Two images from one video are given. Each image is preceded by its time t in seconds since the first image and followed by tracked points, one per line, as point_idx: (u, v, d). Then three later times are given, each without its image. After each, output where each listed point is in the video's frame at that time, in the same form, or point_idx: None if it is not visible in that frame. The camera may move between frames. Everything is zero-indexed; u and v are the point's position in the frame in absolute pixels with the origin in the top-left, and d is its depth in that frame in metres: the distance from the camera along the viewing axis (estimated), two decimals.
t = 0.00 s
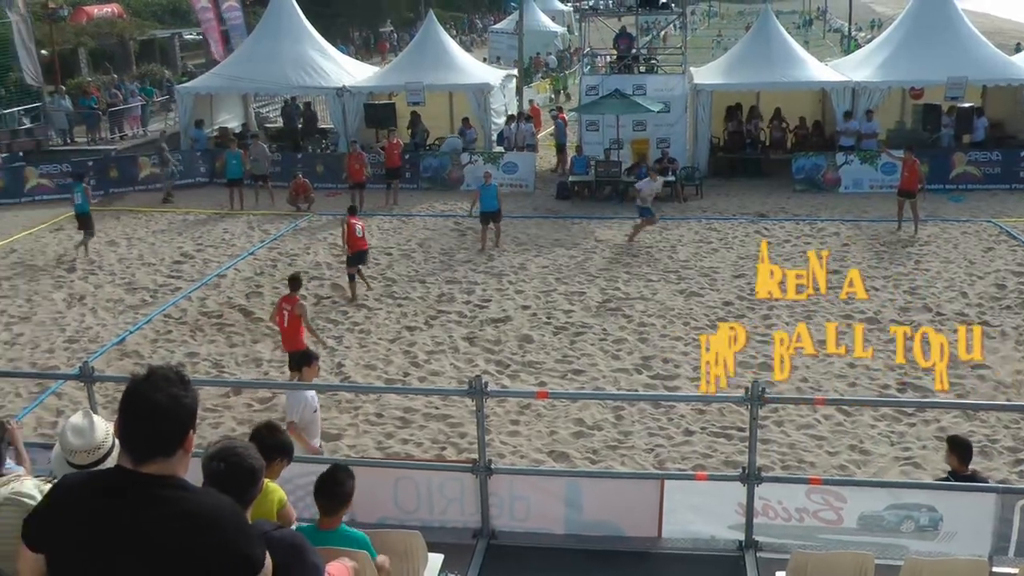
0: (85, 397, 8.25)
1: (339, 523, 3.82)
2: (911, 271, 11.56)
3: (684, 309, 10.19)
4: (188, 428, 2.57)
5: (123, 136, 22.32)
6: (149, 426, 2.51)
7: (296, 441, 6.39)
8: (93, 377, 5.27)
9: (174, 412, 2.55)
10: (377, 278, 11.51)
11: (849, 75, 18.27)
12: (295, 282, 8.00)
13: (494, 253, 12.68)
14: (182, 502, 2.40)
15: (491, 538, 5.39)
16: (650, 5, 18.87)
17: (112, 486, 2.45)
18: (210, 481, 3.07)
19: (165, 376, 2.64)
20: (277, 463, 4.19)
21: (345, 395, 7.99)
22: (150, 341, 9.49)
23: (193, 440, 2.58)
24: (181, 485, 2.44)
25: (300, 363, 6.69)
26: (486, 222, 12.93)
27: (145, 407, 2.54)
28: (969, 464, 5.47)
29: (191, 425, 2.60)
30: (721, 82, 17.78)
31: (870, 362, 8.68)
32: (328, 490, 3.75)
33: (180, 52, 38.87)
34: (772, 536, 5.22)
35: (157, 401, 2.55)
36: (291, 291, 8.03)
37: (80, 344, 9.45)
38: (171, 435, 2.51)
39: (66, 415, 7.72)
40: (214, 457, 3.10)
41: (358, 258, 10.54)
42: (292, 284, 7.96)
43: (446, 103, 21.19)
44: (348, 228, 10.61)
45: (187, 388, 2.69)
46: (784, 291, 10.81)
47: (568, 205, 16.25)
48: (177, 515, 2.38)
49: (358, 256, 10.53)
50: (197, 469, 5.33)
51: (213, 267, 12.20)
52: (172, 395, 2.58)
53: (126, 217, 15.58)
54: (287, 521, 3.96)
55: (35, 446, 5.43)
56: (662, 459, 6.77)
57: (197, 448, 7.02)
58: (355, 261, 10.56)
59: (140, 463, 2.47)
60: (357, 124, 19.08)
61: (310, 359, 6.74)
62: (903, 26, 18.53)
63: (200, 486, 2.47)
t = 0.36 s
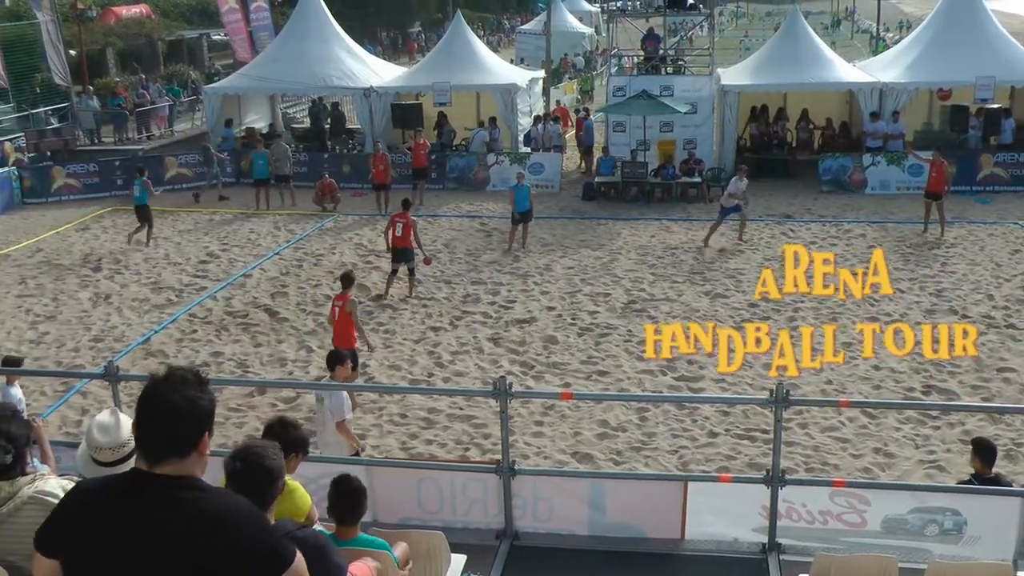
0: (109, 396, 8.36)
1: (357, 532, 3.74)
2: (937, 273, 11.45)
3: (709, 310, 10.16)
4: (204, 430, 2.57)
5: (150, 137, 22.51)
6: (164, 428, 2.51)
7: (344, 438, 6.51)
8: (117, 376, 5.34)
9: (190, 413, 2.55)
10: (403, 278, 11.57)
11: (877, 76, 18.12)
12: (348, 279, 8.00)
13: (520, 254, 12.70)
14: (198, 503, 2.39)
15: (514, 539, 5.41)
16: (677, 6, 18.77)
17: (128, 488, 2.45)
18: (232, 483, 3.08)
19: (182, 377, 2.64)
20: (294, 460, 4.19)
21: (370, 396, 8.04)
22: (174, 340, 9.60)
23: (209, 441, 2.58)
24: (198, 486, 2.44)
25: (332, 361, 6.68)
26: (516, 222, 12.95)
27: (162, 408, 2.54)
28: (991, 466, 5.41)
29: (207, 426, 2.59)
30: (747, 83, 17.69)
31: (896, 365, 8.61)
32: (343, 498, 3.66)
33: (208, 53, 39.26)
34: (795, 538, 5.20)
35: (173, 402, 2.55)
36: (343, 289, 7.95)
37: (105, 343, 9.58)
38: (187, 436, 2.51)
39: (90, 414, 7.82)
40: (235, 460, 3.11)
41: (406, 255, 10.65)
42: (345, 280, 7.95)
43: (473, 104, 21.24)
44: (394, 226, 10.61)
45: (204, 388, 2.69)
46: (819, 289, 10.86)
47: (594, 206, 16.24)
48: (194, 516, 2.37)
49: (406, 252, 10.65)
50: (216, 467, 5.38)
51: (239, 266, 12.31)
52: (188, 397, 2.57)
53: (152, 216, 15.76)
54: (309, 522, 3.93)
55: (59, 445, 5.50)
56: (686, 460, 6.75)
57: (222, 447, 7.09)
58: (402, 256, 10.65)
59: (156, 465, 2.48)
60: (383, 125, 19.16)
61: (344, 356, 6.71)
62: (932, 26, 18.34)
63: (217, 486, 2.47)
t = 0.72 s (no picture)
0: (118, 396, 8.41)
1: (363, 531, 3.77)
2: (947, 274, 11.42)
3: (719, 311, 10.16)
4: (207, 427, 2.59)
5: (160, 137, 22.57)
6: (165, 425, 2.53)
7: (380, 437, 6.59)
8: (127, 376, 5.37)
9: (191, 410, 2.57)
10: (412, 279, 11.60)
11: (886, 77, 18.08)
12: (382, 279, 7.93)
13: (530, 255, 12.71)
14: (200, 499, 2.41)
15: (523, 539, 5.42)
16: (687, 7, 18.77)
17: (132, 487, 2.49)
18: (242, 483, 3.11)
19: (186, 375, 2.66)
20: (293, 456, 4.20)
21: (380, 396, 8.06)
22: (183, 340, 9.64)
23: (212, 438, 2.60)
24: (200, 484, 2.45)
25: (350, 364, 6.54)
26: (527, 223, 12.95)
27: (165, 407, 2.57)
28: (1010, 465, 5.40)
29: (210, 424, 2.61)
30: (756, 84, 17.67)
31: (905, 366, 8.59)
32: (351, 496, 3.71)
33: (217, 54, 39.38)
34: (804, 540, 5.20)
35: (176, 400, 2.57)
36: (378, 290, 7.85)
37: (114, 343, 9.62)
38: (188, 432, 2.53)
39: (99, 414, 7.87)
40: (246, 459, 3.14)
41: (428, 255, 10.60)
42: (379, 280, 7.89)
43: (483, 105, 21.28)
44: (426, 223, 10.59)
45: (207, 386, 2.72)
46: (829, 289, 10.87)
47: (603, 207, 16.24)
48: (196, 512, 2.39)
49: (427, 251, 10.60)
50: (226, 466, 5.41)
51: (248, 267, 12.35)
52: (189, 393, 2.60)
53: (162, 216, 15.84)
54: (313, 521, 3.93)
55: (69, 446, 5.53)
56: (695, 461, 6.75)
57: (231, 447, 7.12)
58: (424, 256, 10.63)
59: (159, 463, 2.50)
60: (393, 125, 19.20)
61: (364, 357, 6.61)
62: (941, 28, 18.29)
63: (219, 484, 2.48)
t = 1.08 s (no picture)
0: (127, 397, 8.45)
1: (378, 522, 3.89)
2: (955, 275, 11.39)
3: (726, 312, 10.15)
4: (225, 424, 2.60)
5: (168, 137, 22.64)
6: (183, 422, 2.55)
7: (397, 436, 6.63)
8: (135, 376, 5.39)
9: (209, 407, 2.58)
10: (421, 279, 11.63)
11: (895, 78, 18.03)
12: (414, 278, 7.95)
13: (539, 256, 12.72)
14: (215, 495, 2.43)
15: (531, 540, 5.42)
16: (695, 8, 18.75)
17: (148, 484, 2.50)
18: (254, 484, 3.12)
19: (203, 373, 2.68)
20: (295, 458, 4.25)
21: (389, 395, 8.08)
22: (191, 341, 9.68)
23: (228, 436, 2.61)
24: (216, 481, 2.47)
25: (369, 366, 6.53)
26: (533, 224, 12.96)
27: (182, 404, 2.58)
28: None
29: (228, 422, 2.62)
30: (765, 85, 17.64)
31: (913, 367, 8.57)
32: (370, 485, 3.84)
33: (225, 54, 39.50)
34: (812, 540, 5.20)
35: (192, 398, 2.59)
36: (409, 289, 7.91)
37: (122, 343, 9.66)
38: (204, 429, 2.54)
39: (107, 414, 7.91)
40: (258, 461, 3.15)
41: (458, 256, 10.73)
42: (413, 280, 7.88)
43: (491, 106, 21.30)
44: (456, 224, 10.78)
45: (224, 384, 2.73)
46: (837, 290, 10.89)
47: (612, 207, 16.25)
48: (212, 508, 2.41)
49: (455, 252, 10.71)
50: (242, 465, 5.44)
51: (256, 267, 12.38)
52: (206, 391, 2.61)
53: (170, 217, 15.89)
54: (314, 520, 3.88)
55: (76, 446, 5.56)
56: (703, 462, 6.75)
57: (239, 447, 7.14)
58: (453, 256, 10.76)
59: (176, 460, 2.52)
60: (401, 126, 19.22)
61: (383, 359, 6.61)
62: (949, 29, 18.25)
63: (236, 481, 2.49)
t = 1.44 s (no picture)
0: (128, 397, 8.46)
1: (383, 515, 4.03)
2: (956, 276, 11.39)
3: (727, 312, 10.15)
4: (227, 424, 2.61)
5: (169, 138, 22.66)
6: (186, 421, 2.56)
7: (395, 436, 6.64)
8: (136, 377, 5.40)
9: (212, 406, 2.59)
10: (422, 279, 11.64)
11: (895, 79, 18.03)
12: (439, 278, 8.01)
13: (540, 257, 12.72)
14: (217, 493, 2.43)
15: (532, 541, 5.43)
16: (697, 8, 18.73)
17: (149, 480, 2.51)
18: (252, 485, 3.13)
19: (207, 372, 2.70)
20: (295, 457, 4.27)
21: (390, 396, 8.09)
22: (192, 341, 9.69)
23: (230, 436, 2.62)
24: (218, 479, 2.47)
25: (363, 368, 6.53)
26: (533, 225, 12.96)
27: (184, 403, 2.59)
28: None
29: (231, 421, 2.63)
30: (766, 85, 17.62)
31: (914, 368, 8.56)
32: (378, 478, 3.99)
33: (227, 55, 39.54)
34: (813, 541, 5.21)
35: (195, 397, 2.60)
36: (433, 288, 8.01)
37: (123, 344, 9.67)
38: (206, 429, 2.55)
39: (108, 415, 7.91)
40: (254, 462, 3.16)
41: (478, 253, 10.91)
42: (437, 278, 7.92)
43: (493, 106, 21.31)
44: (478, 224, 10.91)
45: (226, 384, 2.75)
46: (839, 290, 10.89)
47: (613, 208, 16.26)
48: (214, 506, 2.41)
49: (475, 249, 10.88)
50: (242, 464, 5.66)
51: (257, 268, 12.38)
52: (208, 390, 2.62)
53: (171, 218, 15.89)
54: (316, 523, 3.97)
55: (78, 447, 5.56)
56: (704, 462, 6.75)
57: (240, 447, 7.14)
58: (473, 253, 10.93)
59: (178, 458, 2.53)
60: (402, 126, 19.21)
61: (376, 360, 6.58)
62: (950, 29, 18.24)
63: (238, 480, 2.50)
